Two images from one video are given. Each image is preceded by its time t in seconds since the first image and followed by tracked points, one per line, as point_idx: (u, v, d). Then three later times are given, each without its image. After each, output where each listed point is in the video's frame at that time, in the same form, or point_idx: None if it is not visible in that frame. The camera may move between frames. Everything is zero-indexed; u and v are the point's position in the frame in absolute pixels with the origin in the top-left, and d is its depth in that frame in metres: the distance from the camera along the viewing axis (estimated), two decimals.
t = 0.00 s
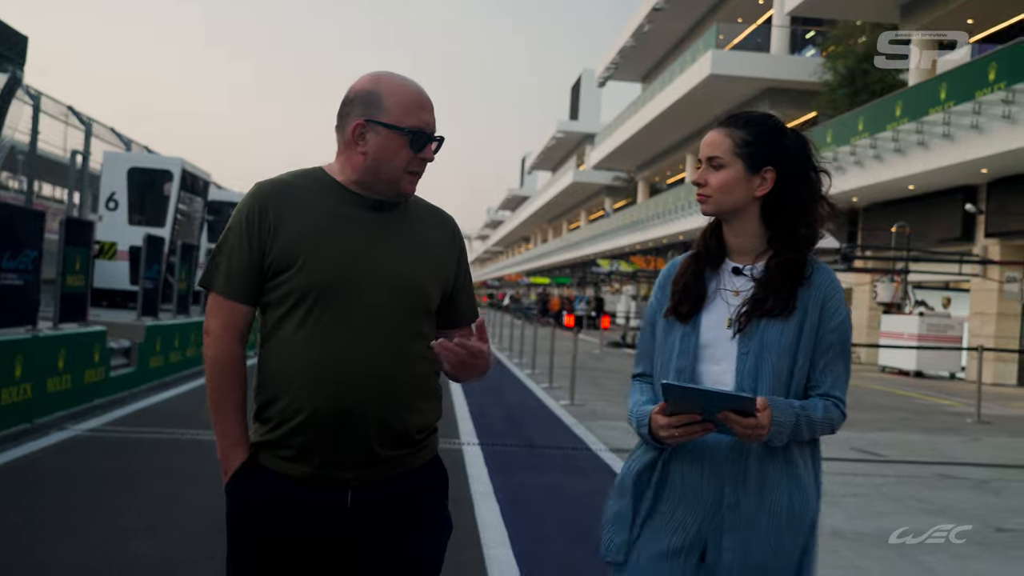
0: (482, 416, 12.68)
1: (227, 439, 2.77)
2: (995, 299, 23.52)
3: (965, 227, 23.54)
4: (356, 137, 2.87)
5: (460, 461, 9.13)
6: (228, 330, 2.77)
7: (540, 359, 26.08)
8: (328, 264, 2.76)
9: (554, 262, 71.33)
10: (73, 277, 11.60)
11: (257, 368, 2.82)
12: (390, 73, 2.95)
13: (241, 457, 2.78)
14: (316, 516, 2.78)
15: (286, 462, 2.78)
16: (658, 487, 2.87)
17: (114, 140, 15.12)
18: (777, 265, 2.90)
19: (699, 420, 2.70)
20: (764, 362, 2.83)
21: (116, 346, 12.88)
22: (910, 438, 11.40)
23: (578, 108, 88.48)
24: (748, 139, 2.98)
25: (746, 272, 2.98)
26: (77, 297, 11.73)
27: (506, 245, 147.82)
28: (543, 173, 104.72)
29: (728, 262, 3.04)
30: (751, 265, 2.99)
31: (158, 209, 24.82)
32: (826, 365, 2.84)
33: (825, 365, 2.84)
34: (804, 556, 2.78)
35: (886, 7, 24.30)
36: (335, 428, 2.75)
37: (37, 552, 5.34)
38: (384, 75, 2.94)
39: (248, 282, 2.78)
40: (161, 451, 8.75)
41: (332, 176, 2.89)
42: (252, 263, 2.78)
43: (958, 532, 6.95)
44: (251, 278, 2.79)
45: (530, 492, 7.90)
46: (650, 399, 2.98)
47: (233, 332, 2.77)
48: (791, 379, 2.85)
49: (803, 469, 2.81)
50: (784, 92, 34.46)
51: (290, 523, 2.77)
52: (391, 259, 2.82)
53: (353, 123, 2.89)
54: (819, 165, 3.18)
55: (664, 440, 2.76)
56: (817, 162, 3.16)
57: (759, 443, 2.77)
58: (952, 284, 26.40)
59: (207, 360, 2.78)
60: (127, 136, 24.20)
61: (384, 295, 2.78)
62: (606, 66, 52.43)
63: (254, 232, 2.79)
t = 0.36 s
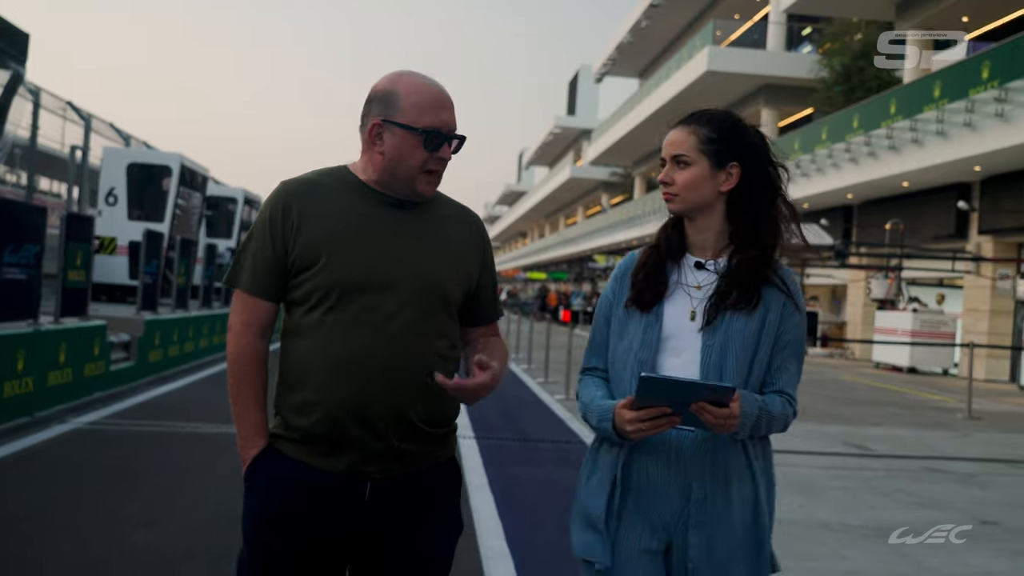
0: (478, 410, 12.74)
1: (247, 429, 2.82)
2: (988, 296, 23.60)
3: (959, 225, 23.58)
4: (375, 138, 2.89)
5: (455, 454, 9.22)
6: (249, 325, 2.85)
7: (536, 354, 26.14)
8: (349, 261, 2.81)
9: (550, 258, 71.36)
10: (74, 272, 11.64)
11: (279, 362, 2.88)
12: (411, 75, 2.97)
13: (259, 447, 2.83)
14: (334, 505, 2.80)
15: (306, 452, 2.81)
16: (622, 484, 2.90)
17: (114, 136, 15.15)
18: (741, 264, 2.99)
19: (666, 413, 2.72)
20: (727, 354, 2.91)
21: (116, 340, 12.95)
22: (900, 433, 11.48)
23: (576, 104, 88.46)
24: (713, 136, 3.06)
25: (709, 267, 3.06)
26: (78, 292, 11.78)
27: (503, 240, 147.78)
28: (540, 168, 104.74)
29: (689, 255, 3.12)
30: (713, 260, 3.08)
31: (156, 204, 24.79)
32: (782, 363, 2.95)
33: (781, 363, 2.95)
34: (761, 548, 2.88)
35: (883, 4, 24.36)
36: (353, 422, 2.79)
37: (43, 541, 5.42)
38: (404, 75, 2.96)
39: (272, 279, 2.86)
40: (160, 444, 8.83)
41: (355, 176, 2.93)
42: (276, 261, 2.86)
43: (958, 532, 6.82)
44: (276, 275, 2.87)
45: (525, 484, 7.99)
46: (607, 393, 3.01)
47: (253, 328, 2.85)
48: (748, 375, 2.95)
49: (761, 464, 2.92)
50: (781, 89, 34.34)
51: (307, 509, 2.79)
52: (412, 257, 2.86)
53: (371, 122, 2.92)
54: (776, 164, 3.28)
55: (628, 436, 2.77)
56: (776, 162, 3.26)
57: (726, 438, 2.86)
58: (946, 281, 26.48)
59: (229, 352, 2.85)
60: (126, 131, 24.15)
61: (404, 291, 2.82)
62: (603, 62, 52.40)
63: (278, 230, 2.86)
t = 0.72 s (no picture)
0: (478, 408, 12.78)
1: (250, 427, 2.86)
2: (985, 295, 23.62)
3: (956, 224, 23.61)
4: (366, 132, 2.99)
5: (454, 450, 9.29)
6: (252, 323, 2.89)
7: (535, 352, 26.17)
8: (352, 261, 2.86)
9: (549, 256, 71.39)
10: (78, 271, 11.69)
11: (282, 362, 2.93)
12: (402, 77, 3.03)
13: (262, 446, 2.87)
14: (334, 501, 2.85)
15: (309, 448, 2.86)
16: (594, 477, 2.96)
17: (116, 135, 15.20)
18: (715, 260, 3.03)
19: (641, 403, 2.76)
20: (700, 349, 2.97)
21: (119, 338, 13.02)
22: (895, 430, 11.54)
23: (575, 103, 88.46)
24: (687, 130, 3.11)
25: (680, 261, 3.10)
26: (82, 292, 11.87)
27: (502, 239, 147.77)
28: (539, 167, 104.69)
29: (659, 249, 3.15)
30: (684, 254, 3.12)
31: (158, 203, 24.76)
32: (752, 356, 3.02)
33: (751, 358, 3.02)
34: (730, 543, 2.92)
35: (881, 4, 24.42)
36: (357, 420, 2.84)
37: (54, 536, 5.50)
38: (396, 75, 3.02)
39: (276, 278, 2.90)
40: (164, 440, 8.90)
41: (352, 177, 2.97)
42: (280, 262, 2.90)
43: (957, 531, 6.75)
44: (280, 275, 2.90)
45: (524, 479, 8.06)
46: (579, 385, 3.04)
47: (257, 325, 2.89)
48: (721, 368, 3.01)
49: (730, 461, 2.96)
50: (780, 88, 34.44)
51: (311, 505, 2.84)
52: (413, 257, 2.90)
53: (365, 120, 3.01)
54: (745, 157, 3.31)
55: (603, 425, 2.82)
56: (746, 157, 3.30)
57: (697, 431, 2.91)
58: (944, 280, 26.54)
59: (233, 351, 2.90)
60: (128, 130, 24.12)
61: (407, 290, 2.87)
62: (603, 61, 52.40)
63: (282, 231, 2.90)
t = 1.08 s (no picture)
0: (478, 406, 12.85)
1: (223, 433, 2.82)
2: (981, 293, 23.70)
3: (952, 221, 23.72)
4: (327, 135, 2.91)
5: (455, 446, 9.36)
6: (220, 330, 2.85)
7: (535, 352, 26.25)
8: (321, 266, 2.78)
9: (548, 256, 71.49)
10: (83, 272, 11.98)
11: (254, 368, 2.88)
12: (358, 76, 2.95)
13: (235, 448, 2.82)
14: (312, 505, 2.77)
15: (284, 451, 2.77)
16: (587, 476, 2.98)
17: (118, 137, 15.25)
18: (700, 261, 3.07)
19: (626, 400, 2.82)
20: (687, 348, 3.01)
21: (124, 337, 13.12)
22: (891, 427, 11.61)
23: (574, 102, 88.52)
24: (673, 132, 3.13)
25: (667, 261, 3.15)
26: (86, 293, 12.10)
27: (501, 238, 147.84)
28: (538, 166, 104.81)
29: (648, 249, 3.21)
30: (672, 254, 3.16)
31: (161, 204, 24.70)
32: (737, 352, 3.06)
33: (739, 353, 3.05)
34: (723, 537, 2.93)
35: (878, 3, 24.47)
36: (333, 424, 2.76)
37: (66, 533, 5.57)
38: (352, 75, 2.95)
39: (244, 287, 2.85)
40: (170, 438, 8.99)
41: (318, 180, 2.90)
42: (247, 271, 2.84)
43: (958, 532, 6.66)
44: (249, 284, 2.85)
45: (524, 474, 8.13)
46: (569, 382, 3.11)
47: (225, 332, 2.85)
48: (708, 367, 3.04)
49: (722, 455, 2.97)
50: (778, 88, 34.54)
51: (287, 505, 2.76)
52: (384, 258, 2.82)
53: (323, 125, 2.93)
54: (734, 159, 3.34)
55: (590, 422, 2.87)
56: (735, 158, 3.32)
57: (685, 427, 2.92)
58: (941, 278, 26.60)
59: (201, 360, 2.86)
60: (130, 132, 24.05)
61: (378, 292, 2.79)
62: (601, 60, 52.48)
63: (249, 240, 2.83)
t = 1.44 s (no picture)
0: (478, 402, 12.92)
1: (196, 427, 2.79)
2: (979, 291, 23.77)
3: (950, 220, 23.73)
4: (297, 129, 2.92)
5: (456, 442, 9.43)
6: (190, 325, 2.82)
7: (535, 349, 26.30)
8: (292, 259, 2.81)
9: (549, 254, 71.59)
10: (90, 269, 12.29)
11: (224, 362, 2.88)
12: (328, 69, 2.96)
13: (210, 444, 2.80)
14: (289, 495, 2.79)
15: (257, 443, 2.79)
16: (610, 477, 2.99)
17: (123, 134, 15.30)
18: (720, 260, 3.03)
19: (642, 401, 2.85)
20: (710, 346, 2.97)
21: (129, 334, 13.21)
22: (887, 423, 11.68)
23: (574, 101, 88.56)
24: (692, 130, 3.10)
25: (691, 260, 3.13)
26: (93, 290, 12.38)
27: (502, 236, 147.90)
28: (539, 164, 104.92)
29: (674, 250, 3.19)
30: (696, 252, 3.14)
31: (163, 203, 24.56)
32: (770, 349, 2.99)
33: (768, 349, 2.99)
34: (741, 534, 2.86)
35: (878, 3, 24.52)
36: (308, 414, 2.79)
37: (81, 525, 5.68)
38: (321, 68, 2.96)
39: (214, 281, 2.84)
40: (177, 433, 9.08)
41: (287, 173, 2.92)
42: (218, 264, 2.84)
43: (959, 531, 6.57)
44: (218, 276, 2.85)
45: (524, 469, 8.21)
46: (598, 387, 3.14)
47: (194, 326, 2.82)
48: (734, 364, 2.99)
49: (744, 451, 2.93)
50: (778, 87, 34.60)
51: (264, 497, 2.77)
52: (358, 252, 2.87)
53: (293, 118, 2.94)
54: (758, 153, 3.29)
55: (611, 426, 2.91)
56: (761, 159, 3.28)
57: (703, 423, 2.89)
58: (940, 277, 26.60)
59: (171, 354, 2.82)
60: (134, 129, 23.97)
61: (351, 285, 2.84)
62: (602, 58, 52.52)
63: (216, 234, 2.83)
